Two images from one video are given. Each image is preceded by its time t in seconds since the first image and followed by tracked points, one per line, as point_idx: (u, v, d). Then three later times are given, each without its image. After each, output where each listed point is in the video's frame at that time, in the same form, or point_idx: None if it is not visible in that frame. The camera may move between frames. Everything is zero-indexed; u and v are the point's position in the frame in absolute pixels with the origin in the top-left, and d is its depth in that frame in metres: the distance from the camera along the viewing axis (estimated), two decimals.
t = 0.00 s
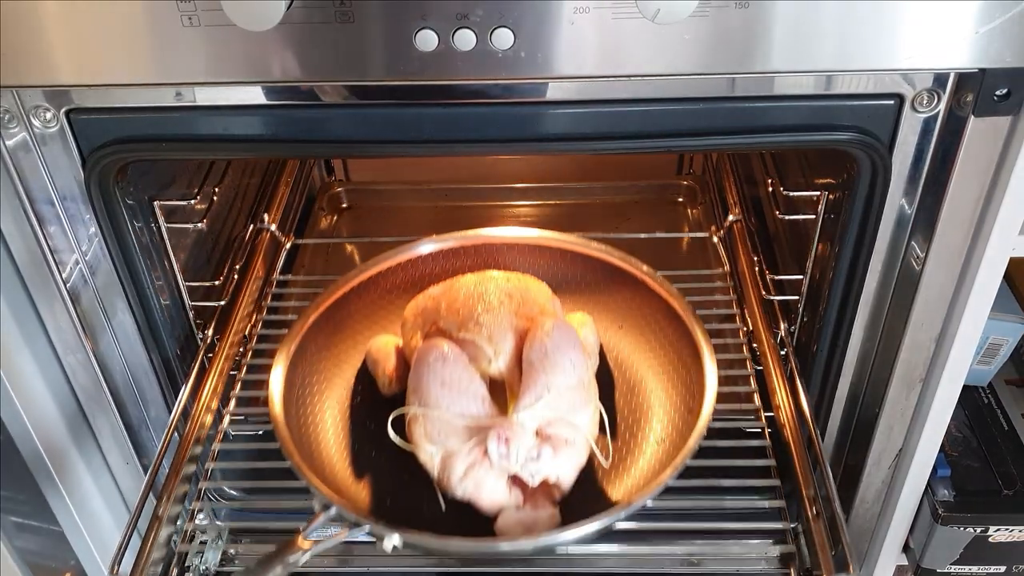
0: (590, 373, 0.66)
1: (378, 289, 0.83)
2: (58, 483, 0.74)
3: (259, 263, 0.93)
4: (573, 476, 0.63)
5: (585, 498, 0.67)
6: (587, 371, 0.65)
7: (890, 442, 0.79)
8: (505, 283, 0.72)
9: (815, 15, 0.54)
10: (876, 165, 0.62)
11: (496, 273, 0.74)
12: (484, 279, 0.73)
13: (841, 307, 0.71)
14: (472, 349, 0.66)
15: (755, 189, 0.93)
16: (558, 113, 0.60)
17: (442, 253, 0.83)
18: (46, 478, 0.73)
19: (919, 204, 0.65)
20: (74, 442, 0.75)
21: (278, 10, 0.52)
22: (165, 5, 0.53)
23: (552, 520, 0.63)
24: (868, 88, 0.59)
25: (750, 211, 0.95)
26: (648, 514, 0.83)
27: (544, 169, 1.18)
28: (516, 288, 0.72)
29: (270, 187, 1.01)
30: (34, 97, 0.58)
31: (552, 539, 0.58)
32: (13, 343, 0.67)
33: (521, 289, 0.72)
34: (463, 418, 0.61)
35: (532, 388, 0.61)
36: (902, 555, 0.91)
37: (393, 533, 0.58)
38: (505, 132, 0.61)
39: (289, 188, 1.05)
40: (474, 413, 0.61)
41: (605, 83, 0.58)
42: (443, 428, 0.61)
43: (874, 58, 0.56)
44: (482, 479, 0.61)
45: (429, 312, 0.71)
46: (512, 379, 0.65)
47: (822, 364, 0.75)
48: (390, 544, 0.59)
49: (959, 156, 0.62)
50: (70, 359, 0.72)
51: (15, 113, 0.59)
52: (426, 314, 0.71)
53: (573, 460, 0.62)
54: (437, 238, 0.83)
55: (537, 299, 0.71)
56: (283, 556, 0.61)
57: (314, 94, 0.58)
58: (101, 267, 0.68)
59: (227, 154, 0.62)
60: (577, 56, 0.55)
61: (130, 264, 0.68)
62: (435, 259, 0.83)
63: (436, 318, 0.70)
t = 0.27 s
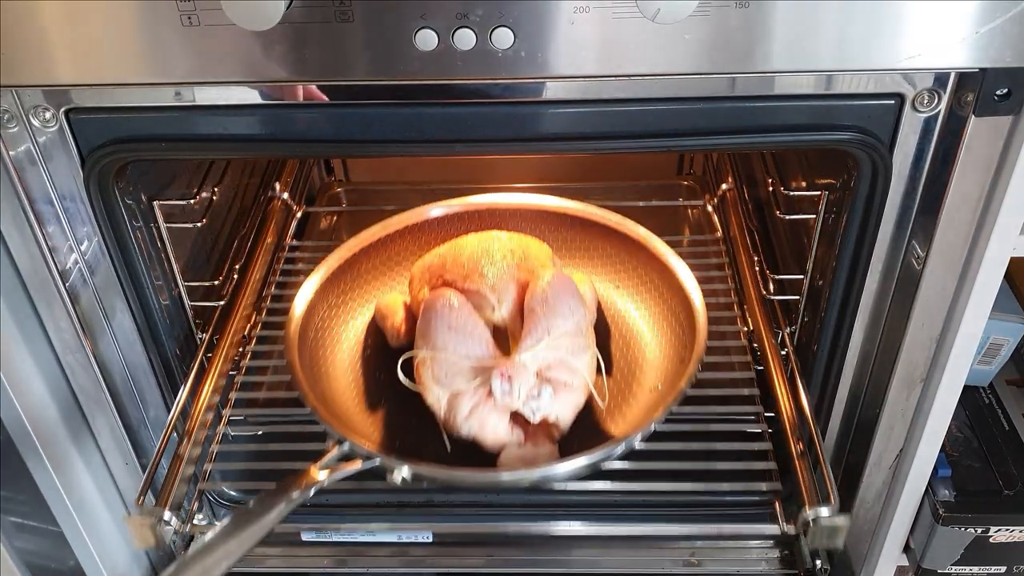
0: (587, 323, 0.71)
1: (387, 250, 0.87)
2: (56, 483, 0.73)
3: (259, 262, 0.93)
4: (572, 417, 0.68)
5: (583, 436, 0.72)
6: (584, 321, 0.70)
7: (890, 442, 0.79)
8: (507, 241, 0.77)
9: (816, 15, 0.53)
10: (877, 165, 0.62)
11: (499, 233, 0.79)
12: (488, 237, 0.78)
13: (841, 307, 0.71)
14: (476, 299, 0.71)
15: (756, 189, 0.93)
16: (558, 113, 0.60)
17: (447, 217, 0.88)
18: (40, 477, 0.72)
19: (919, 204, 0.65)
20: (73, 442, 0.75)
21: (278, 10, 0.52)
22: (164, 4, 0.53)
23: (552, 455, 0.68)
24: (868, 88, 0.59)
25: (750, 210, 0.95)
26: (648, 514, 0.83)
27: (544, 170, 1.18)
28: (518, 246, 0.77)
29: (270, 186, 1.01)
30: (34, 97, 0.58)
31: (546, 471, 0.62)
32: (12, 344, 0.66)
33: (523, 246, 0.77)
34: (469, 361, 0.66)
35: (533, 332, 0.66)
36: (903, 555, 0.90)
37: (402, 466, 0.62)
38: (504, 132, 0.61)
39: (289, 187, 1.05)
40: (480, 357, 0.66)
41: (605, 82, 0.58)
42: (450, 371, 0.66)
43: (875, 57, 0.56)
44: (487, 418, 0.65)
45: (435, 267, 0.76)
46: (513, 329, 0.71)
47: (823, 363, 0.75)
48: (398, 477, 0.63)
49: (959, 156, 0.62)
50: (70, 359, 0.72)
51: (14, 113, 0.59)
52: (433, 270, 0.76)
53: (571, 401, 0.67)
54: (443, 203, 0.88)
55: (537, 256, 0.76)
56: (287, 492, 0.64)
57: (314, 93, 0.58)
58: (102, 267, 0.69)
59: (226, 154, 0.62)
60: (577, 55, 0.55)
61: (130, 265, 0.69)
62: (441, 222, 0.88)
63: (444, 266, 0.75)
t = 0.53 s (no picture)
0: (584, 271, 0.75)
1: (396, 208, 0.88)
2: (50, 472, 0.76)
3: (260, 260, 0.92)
4: (569, 359, 0.73)
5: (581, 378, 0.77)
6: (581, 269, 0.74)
7: (890, 442, 0.79)
8: (509, 198, 0.80)
9: (816, 15, 0.53)
10: (877, 165, 0.62)
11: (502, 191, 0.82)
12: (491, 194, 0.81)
13: (842, 307, 0.71)
14: (480, 250, 0.75)
15: (754, 188, 0.92)
16: (558, 113, 0.60)
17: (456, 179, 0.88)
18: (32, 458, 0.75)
19: (919, 203, 0.65)
20: (71, 436, 0.77)
21: (278, 10, 0.52)
22: (165, 4, 0.53)
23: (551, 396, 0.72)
24: (868, 88, 0.59)
25: (749, 210, 0.94)
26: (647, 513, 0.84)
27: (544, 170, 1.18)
28: (519, 202, 0.80)
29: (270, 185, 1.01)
30: (34, 97, 0.58)
31: (544, 408, 0.66)
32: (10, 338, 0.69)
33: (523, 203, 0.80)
34: (473, 306, 0.70)
35: (533, 279, 0.71)
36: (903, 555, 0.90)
37: (412, 403, 0.66)
38: (504, 132, 0.61)
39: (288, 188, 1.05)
40: (483, 303, 0.70)
41: (604, 82, 0.58)
42: (455, 317, 0.70)
43: (874, 57, 0.56)
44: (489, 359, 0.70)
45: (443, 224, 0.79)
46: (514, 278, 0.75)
47: (822, 364, 0.74)
48: (407, 415, 0.67)
49: (959, 155, 0.62)
50: (70, 359, 0.73)
51: (14, 113, 0.59)
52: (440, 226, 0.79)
53: (568, 344, 0.72)
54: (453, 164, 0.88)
55: (537, 213, 0.80)
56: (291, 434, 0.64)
57: (315, 93, 0.58)
58: (101, 267, 0.68)
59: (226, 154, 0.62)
60: (577, 55, 0.55)
61: (130, 266, 0.68)
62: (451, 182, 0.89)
63: (448, 216, 0.78)
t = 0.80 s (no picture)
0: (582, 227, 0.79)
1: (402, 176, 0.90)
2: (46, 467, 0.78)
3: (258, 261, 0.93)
4: (569, 310, 0.77)
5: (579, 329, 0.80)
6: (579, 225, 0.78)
7: (890, 442, 0.79)
8: (511, 163, 0.85)
9: (816, 15, 0.53)
10: (877, 165, 0.62)
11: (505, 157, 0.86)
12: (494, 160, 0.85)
13: (843, 307, 0.71)
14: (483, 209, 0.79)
15: (754, 189, 0.92)
16: (557, 113, 0.60)
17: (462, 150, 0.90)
18: (29, 450, 0.76)
19: (920, 203, 0.65)
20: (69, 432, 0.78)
21: (278, 10, 0.52)
22: (165, 4, 0.53)
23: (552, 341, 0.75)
24: (868, 88, 0.59)
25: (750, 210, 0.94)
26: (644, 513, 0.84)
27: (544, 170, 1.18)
28: (520, 167, 0.84)
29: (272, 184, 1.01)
30: (34, 97, 0.58)
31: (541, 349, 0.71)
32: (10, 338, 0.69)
33: (524, 168, 0.84)
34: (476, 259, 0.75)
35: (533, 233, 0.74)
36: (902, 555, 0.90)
37: (421, 347, 0.71)
38: (504, 132, 0.61)
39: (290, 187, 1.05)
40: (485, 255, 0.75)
41: (604, 82, 0.58)
42: (460, 269, 0.75)
43: (875, 58, 0.56)
44: (492, 307, 0.74)
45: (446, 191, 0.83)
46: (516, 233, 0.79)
47: (822, 365, 0.74)
48: (417, 358, 0.72)
49: (960, 155, 0.62)
50: (71, 359, 0.73)
51: (14, 113, 0.59)
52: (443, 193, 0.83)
53: (567, 294, 0.76)
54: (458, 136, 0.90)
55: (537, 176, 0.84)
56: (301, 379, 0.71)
57: (315, 93, 0.58)
58: (100, 268, 0.68)
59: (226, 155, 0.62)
60: (577, 55, 0.55)
61: (129, 267, 0.68)
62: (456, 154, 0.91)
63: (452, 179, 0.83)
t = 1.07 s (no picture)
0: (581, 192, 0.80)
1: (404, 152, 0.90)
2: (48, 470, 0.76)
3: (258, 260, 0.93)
4: (567, 272, 0.79)
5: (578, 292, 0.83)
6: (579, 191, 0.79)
7: (890, 442, 0.79)
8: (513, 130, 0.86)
9: (816, 15, 0.53)
10: (877, 165, 0.62)
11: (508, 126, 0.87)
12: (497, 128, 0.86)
13: (843, 307, 0.71)
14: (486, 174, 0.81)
15: (754, 189, 0.92)
16: (557, 113, 0.60)
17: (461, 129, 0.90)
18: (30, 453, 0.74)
19: (920, 203, 0.65)
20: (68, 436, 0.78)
21: (278, 10, 0.52)
22: (165, 4, 0.53)
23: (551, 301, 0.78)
24: (868, 88, 0.59)
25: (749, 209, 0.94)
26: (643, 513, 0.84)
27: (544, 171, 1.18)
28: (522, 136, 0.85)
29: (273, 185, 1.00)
30: (34, 97, 0.58)
31: (542, 310, 0.72)
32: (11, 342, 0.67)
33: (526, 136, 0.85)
34: (480, 222, 0.76)
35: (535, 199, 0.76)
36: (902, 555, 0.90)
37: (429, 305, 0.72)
38: (503, 132, 0.61)
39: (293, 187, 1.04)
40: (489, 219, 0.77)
41: (603, 82, 0.58)
42: (464, 232, 0.77)
43: (875, 58, 0.56)
44: (495, 270, 0.76)
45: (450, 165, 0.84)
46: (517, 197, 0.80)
47: (822, 364, 0.74)
48: (423, 316, 0.74)
49: (959, 155, 0.62)
50: (70, 359, 0.72)
51: (14, 113, 0.59)
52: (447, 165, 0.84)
53: (566, 257, 0.78)
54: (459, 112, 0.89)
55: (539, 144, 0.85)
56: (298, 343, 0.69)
57: (315, 93, 0.58)
58: (102, 268, 0.69)
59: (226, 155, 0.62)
60: (577, 55, 0.55)
61: (130, 266, 0.68)
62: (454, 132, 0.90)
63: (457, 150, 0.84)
